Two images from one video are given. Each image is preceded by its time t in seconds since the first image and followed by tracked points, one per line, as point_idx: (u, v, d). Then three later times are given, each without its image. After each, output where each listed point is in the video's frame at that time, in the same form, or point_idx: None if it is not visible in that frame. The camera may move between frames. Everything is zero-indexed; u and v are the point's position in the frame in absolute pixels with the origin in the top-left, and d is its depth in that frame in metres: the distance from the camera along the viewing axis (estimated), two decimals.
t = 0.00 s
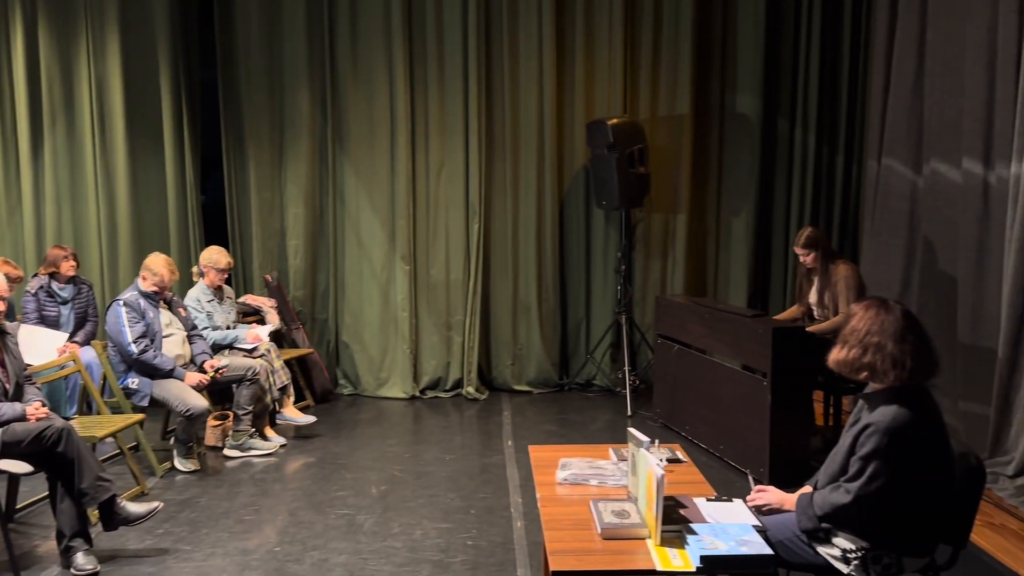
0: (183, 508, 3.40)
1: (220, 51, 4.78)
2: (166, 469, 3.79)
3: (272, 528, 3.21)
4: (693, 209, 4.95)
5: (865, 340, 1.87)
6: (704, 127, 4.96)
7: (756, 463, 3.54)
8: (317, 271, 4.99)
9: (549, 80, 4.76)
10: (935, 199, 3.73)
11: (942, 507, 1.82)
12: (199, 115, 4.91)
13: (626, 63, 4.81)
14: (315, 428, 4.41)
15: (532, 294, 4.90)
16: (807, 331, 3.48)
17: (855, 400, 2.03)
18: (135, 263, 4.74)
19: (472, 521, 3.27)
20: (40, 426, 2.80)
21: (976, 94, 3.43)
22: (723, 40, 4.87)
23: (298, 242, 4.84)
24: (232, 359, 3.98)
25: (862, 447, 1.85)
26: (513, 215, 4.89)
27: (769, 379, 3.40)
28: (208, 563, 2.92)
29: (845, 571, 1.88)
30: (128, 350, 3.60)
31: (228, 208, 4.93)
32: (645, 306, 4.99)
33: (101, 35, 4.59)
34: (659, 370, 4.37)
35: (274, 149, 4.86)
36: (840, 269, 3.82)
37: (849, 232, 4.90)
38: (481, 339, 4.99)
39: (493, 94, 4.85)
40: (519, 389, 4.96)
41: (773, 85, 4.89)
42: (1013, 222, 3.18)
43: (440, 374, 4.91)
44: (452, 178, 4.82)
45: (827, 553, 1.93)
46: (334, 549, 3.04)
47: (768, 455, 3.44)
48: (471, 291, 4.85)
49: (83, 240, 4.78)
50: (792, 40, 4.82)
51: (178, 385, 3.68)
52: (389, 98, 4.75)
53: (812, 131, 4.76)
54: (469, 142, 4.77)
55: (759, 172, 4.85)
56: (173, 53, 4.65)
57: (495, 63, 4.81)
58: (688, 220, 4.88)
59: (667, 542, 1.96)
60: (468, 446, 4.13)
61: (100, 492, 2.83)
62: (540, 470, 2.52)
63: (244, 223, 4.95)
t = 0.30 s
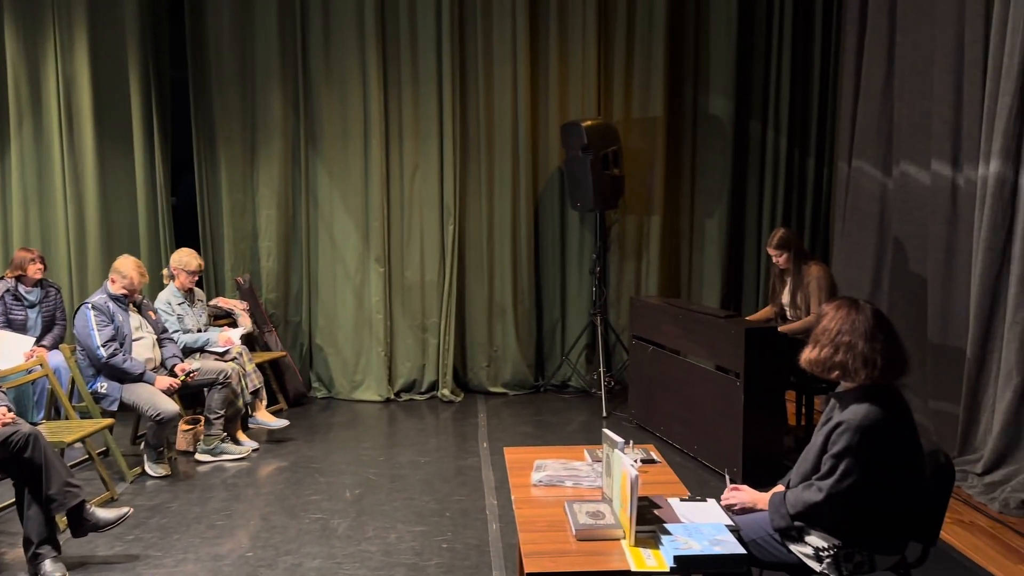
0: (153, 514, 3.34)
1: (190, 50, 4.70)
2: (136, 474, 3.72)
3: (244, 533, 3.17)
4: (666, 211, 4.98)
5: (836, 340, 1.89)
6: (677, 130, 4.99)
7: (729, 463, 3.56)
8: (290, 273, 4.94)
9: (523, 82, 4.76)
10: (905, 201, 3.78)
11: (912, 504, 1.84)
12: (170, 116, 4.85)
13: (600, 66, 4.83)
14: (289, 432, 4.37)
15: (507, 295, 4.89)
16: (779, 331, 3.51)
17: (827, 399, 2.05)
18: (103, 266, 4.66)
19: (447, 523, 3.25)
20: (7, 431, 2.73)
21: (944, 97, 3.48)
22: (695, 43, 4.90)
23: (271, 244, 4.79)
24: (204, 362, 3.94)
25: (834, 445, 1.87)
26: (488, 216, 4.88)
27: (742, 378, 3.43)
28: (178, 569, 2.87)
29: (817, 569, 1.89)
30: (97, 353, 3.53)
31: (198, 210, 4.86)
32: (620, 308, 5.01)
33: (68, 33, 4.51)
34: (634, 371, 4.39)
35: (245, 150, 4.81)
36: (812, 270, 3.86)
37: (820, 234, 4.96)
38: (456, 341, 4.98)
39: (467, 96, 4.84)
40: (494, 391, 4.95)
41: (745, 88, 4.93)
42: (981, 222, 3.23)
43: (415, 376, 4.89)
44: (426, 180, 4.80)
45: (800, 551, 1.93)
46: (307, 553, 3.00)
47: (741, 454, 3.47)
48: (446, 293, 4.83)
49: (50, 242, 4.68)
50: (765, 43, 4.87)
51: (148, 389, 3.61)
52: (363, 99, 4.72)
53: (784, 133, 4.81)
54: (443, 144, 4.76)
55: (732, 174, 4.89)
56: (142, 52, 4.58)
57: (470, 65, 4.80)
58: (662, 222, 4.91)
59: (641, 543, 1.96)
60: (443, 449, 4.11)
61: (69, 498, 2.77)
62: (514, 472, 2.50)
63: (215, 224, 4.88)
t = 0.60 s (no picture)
0: (136, 518, 3.30)
1: (173, 49, 4.66)
2: (119, 477, 3.68)
3: (229, 536, 3.14)
4: (651, 213, 5.00)
5: (823, 340, 1.91)
6: (661, 132, 5.01)
7: (715, 463, 3.58)
8: (274, 275, 4.91)
9: (508, 84, 4.77)
10: (887, 203, 3.82)
11: (897, 503, 1.86)
12: (152, 116, 4.80)
13: (585, 68, 4.84)
14: (273, 435, 4.33)
15: (493, 297, 4.89)
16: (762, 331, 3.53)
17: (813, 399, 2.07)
18: (85, 267, 4.60)
19: (434, 525, 3.24)
20: None
21: (925, 100, 3.52)
22: (679, 46, 4.93)
23: (254, 245, 4.75)
24: (187, 364, 3.90)
25: (821, 444, 1.88)
26: (473, 217, 4.88)
27: (727, 378, 3.45)
28: (162, 573, 2.84)
29: (805, 568, 1.91)
30: (79, 356, 3.49)
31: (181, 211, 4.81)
32: (605, 310, 5.02)
33: (49, 32, 4.45)
34: (620, 372, 4.40)
35: (228, 150, 4.77)
36: (793, 272, 3.89)
37: (803, 236, 5.00)
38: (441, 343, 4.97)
39: (453, 97, 4.84)
40: (480, 392, 4.95)
41: (729, 90, 4.97)
42: (962, 224, 3.28)
43: (400, 378, 4.87)
44: (412, 181, 4.79)
45: (788, 550, 1.95)
46: (293, 556, 2.98)
47: (727, 454, 3.49)
48: (432, 294, 4.83)
49: (30, 243, 4.61)
50: (748, 46, 4.91)
51: (131, 392, 3.58)
52: (347, 100, 4.71)
53: (767, 136, 4.85)
54: (429, 146, 4.75)
55: (716, 176, 4.92)
56: (124, 51, 4.53)
57: (455, 66, 4.80)
58: (647, 224, 4.93)
59: (630, 543, 1.96)
60: (429, 450, 4.10)
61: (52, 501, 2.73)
62: (502, 473, 2.50)
63: (198, 226, 4.84)
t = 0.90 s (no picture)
0: (126, 521, 3.27)
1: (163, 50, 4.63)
2: (108, 480, 3.65)
3: (220, 539, 3.12)
4: (642, 215, 5.02)
5: (816, 342, 1.92)
6: (652, 135, 5.03)
7: (706, 465, 3.59)
8: (264, 277, 4.88)
9: (500, 86, 4.77)
10: (876, 206, 3.85)
11: (890, 505, 1.87)
12: (142, 117, 4.77)
13: (576, 71, 4.85)
14: (263, 437, 4.31)
15: (484, 299, 4.89)
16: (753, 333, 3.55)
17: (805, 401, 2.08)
18: (73, 268, 4.56)
19: (426, 528, 3.23)
20: None
21: (915, 104, 3.55)
22: (670, 49, 4.95)
23: (244, 247, 4.73)
24: (177, 366, 3.86)
25: (814, 446, 1.90)
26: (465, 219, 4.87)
27: (718, 380, 3.46)
28: None
29: (798, 570, 1.92)
30: (69, 358, 3.46)
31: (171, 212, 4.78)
32: (596, 312, 5.02)
33: (38, 32, 4.41)
34: (611, 374, 4.41)
35: (218, 152, 4.75)
36: (779, 275, 3.90)
37: (792, 238, 5.02)
38: (432, 345, 4.96)
39: (444, 99, 4.83)
40: (470, 394, 4.95)
41: (720, 93, 4.99)
42: (951, 226, 3.31)
43: (391, 380, 4.86)
44: (403, 183, 4.78)
45: (781, 551, 1.97)
46: (285, 559, 2.96)
47: (718, 456, 3.50)
48: (423, 296, 4.82)
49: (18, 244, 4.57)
50: (738, 49, 4.93)
51: (121, 394, 3.56)
52: (339, 101, 4.70)
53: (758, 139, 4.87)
54: (420, 148, 4.75)
55: (706, 178, 4.94)
56: (114, 52, 4.50)
57: (447, 68, 4.80)
58: (638, 227, 4.95)
59: (624, 545, 1.96)
60: (420, 453, 4.09)
61: (41, 505, 2.71)
62: (495, 476, 2.49)
63: (187, 227, 4.81)
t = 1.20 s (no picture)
0: (118, 523, 3.25)
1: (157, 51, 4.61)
2: (100, 482, 3.63)
3: (212, 542, 3.10)
4: (637, 218, 5.02)
5: (811, 346, 1.91)
6: (648, 138, 5.03)
7: (700, 468, 3.58)
8: (258, 278, 4.86)
9: (495, 88, 4.76)
10: (871, 210, 3.86)
11: (883, 509, 1.87)
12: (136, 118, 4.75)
13: (572, 73, 4.85)
14: (256, 439, 4.29)
15: (478, 301, 4.89)
16: (748, 337, 3.55)
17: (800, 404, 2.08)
18: (66, 269, 4.54)
19: (420, 531, 3.22)
20: None
21: (910, 109, 3.56)
22: (666, 52, 4.95)
23: (238, 248, 4.71)
24: (170, 368, 3.85)
25: (808, 450, 1.89)
26: (460, 221, 4.87)
27: (713, 384, 3.46)
28: None
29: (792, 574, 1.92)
30: (61, 359, 3.43)
31: (165, 213, 4.76)
32: (591, 315, 5.02)
33: (31, 32, 4.39)
34: (605, 377, 4.41)
35: (212, 153, 4.73)
36: (775, 279, 3.90)
37: (787, 242, 5.03)
38: (427, 347, 4.95)
39: (440, 101, 4.83)
40: (465, 397, 4.94)
41: (715, 97, 5.00)
42: (946, 230, 3.31)
43: (385, 383, 4.85)
44: (398, 185, 4.77)
45: (775, 556, 1.97)
46: (278, 562, 2.95)
47: (712, 459, 3.49)
48: (418, 298, 4.81)
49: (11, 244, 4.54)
50: (734, 52, 4.94)
51: (113, 396, 3.53)
52: (334, 103, 4.69)
53: (753, 142, 4.88)
54: (416, 150, 4.74)
55: (701, 181, 4.95)
56: (109, 52, 4.49)
57: (442, 70, 4.80)
58: (633, 229, 4.95)
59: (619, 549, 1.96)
60: (414, 455, 4.08)
61: (33, 506, 2.69)
62: (490, 479, 2.48)
63: (181, 228, 4.79)
